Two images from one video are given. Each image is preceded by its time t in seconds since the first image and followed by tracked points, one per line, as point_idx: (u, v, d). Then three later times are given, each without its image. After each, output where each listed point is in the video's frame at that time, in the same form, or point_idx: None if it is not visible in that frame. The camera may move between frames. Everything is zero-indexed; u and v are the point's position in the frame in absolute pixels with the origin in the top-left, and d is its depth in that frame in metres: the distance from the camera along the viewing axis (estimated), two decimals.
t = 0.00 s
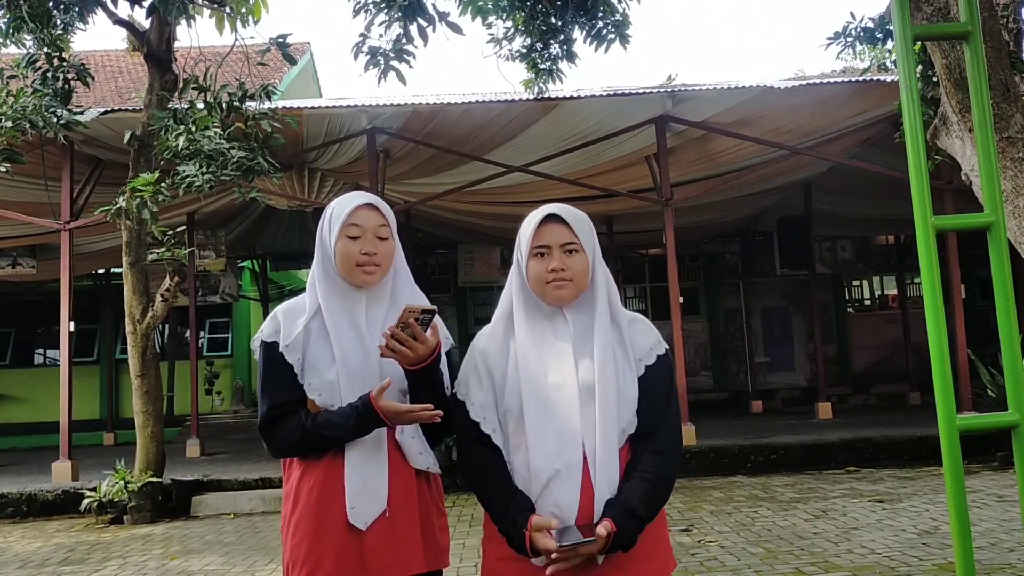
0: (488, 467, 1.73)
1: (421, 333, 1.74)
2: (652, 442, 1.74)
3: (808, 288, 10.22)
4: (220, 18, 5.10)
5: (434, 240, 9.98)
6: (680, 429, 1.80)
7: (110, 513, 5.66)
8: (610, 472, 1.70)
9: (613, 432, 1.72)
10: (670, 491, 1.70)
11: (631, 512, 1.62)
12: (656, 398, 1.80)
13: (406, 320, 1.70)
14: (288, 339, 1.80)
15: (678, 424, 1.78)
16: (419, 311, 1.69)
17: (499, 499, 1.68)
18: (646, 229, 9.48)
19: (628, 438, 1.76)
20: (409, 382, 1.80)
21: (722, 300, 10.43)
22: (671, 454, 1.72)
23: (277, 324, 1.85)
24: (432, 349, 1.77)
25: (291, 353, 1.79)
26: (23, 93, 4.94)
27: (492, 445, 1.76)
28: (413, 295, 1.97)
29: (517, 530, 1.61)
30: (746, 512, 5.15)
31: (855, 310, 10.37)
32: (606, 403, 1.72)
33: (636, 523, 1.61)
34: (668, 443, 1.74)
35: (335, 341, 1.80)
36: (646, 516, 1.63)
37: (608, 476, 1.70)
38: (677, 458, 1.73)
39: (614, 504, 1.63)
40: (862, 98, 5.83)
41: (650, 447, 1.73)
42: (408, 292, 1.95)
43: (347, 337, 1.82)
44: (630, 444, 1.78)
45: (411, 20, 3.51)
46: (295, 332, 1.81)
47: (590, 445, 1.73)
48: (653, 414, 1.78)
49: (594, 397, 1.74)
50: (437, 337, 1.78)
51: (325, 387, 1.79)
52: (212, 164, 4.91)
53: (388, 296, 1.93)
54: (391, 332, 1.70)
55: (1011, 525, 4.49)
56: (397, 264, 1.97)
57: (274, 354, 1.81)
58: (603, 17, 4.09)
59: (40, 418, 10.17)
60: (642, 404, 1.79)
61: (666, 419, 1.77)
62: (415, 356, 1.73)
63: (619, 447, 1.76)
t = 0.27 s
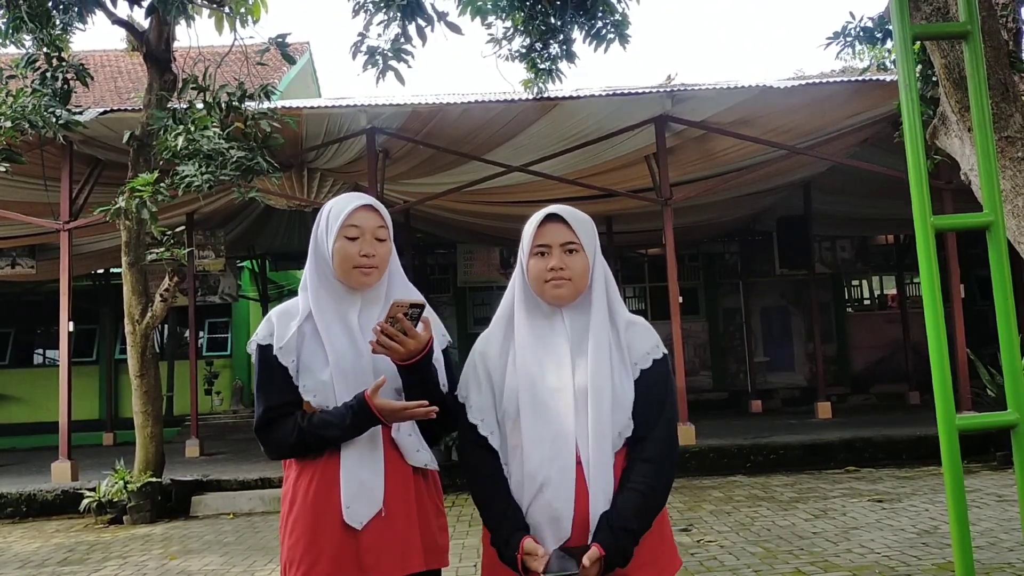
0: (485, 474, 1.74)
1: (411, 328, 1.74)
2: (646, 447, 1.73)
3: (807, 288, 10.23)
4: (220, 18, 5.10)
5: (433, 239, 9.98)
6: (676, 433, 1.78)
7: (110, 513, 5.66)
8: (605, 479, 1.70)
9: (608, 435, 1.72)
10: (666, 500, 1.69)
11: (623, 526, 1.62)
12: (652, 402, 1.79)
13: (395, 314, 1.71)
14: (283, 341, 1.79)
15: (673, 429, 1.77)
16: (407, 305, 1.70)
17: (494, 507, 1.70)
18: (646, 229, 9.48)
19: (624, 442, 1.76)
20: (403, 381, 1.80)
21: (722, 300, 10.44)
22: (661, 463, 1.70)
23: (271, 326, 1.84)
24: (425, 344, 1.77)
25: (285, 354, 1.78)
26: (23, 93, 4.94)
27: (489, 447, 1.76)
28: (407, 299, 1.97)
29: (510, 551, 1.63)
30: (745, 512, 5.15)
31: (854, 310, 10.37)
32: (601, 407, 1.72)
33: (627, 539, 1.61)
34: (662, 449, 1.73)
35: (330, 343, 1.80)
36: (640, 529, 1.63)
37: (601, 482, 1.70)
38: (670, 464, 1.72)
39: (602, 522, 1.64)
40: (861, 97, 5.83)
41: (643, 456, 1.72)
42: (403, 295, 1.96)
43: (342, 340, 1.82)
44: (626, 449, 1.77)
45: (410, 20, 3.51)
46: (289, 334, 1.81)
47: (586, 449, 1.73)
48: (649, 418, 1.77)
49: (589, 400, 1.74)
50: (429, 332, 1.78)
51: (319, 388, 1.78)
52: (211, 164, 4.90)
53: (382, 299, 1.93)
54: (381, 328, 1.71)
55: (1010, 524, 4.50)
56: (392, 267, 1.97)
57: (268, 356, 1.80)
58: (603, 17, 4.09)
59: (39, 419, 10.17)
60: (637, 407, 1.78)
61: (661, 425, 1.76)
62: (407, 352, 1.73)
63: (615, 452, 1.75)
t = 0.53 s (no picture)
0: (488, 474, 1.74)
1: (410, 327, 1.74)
2: (648, 447, 1.74)
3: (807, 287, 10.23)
4: (220, 18, 5.10)
5: (433, 239, 9.97)
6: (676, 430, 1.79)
7: (110, 513, 5.66)
8: (608, 477, 1.71)
9: (610, 434, 1.72)
10: (668, 498, 1.70)
11: (627, 525, 1.62)
12: (652, 400, 1.79)
13: (394, 314, 1.70)
14: (280, 342, 1.80)
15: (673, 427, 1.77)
16: (406, 304, 1.70)
17: (496, 507, 1.70)
18: (645, 229, 9.48)
19: (626, 441, 1.76)
20: (402, 381, 1.80)
21: (722, 300, 10.44)
22: (663, 461, 1.71)
23: (268, 327, 1.84)
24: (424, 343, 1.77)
25: (282, 356, 1.78)
26: (23, 93, 4.94)
27: (489, 446, 1.76)
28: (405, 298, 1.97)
29: (518, 553, 1.63)
30: (745, 511, 5.14)
31: (854, 310, 10.37)
32: (602, 407, 1.72)
33: (632, 538, 1.62)
34: (663, 447, 1.73)
35: (326, 345, 1.80)
36: (644, 529, 1.63)
37: (605, 480, 1.70)
38: (671, 462, 1.73)
39: (610, 522, 1.64)
40: (860, 97, 5.84)
41: (645, 455, 1.73)
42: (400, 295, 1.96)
43: (338, 341, 1.82)
44: (627, 447, 1.77)
45: (409, 19, 3.51)
46: (286, 336, 1.81)
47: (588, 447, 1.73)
48: (650, 416, 1.77)
49: (590, 399, 1.74)
50: (427, 332, 1.78)
51: (317, 389, 1.78)
52: (211, 164, 4.90)
53: (379, 298, 1.93)
54: (380, 327, 1.71)
55: (1010, 524, 4.50)
56: (389, 266, 1.97)
57: (265, 357, 1.81)
58: (603, 16, 4.09)
59: (39, 419, 10.16)
60: (638, 405, 1.79)
61: (662, 423, 1.76)
62: (405, 351, 1.73)
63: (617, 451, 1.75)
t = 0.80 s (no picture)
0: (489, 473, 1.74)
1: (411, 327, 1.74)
2: (648, 446, 1.74)
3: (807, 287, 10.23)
4: (219, 18, 5.10)
5: (433, 239, 9.97)
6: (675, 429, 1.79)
7: (110, 514, 5.66)
8: (611, 476, 1.70)
9: (611, 433, 1.72)
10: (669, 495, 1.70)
11: (631, 523, 1.62)
12: (651, 400, 1.79)
13: (395, 315, 1.70)
14: (279, 343, 1.80)
15: (672, 427, 1.78)
16: (407, 306, 1.69)
17: (496, 503, 1.70)
18: (645, 229, 9.48)
19: (626, 440, 1.76)
20: (403, 381, 1.80)
21: (722, 300, 10.44)
22: (663, 459, 1.72)
23: (268, 328, 1.84)
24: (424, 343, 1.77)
25: (282, 357, 1.78)
26: (23, 93, 4.94)
27: (488, 446, 1.76)
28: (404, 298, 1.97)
29: (525, 547, 1.62)
30: (745, 511, 5.15)
31: (855, 310, 10.37)
32: (603, 406, 1.72)
33: (636, 535, 1.62)
34: (663, 446, 1.74)
35: (326, 345, 1.80)
36: (647, 526, 1.63)
37: (607, 479, 1.70)
38: (671, 461, 1.73)
39: (614, 518, 1.64)
40: (860, 97, 5.84)
41: (646, 453, 1.73)
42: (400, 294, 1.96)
43: (338, 341, 1.82)
44: (628, 446, 1.77)
45: (409, 20, 3.51)
46: (286, 337, 1.81)
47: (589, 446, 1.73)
48: (649, 415, 1.78)
49: (591, 400, 1.74)
50: (427, 333, 1.78)
51: (317, 390, 1.78)
52: (211, 164, 4.90)
53: (378, 298, 1.93)
54: (381, 328, 1.71)
55: (1010, 524, 4.50)
56: (389, 266, 1.97)
57: (265, 358, 1.81)
58: (602, 17, 4.09)
59: (39, 419, 10.16)
60: (637, 405, 1.79)
61: (661, 422, 1.77)
62: (406, 352, 1.73)
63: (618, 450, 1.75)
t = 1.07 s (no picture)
0: (485, 472, 1.74)
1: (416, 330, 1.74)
2: (644, 445, 1.74)
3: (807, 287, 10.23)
4: (219, 18, 5.10)
5: (433, 239, 9.97)
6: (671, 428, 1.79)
7: (110, 513, 5.66)
8: (607, 475, 1.70)
9: (607, 432, 1.72)
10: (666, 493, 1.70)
11: (626, 520, 1.62)
12: (647, 399, 1.80)
13: (400, 317, 1.71)
14: (282, 342, 1.80)
15: (668, 426, 1.78)
16: (411, 308, 1.70)
17: (490, 502, 1.70)
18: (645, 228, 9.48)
19: (622, 438, 1.76)
20: (405, 382, 1.81)
21: (722, 299, 10.44)
22: (659, 457, 1.72)
23: (270, 327, 1.84)
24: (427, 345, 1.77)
25: (284, 356, 1.79)
26: (23, 93, 4.94)
27: (484, 446, 1.76)
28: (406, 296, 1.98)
29: (522, 548, 1.62)
30: (745, 511, 5.15)
31: (855, 309, 10.38)
32: (599, 405, 1.72)
33: (632, 533, 1.61)
34: (659, 445, 1.74)
35: (328, 344, 1.80)
36: (643, 524, 1.63)
37: (603, 477, 1.70)
38: (667, 459, 1.73)
39: (608, 517, 1.64)
40: (860, 96, 5.84)
41: (642, 451, 1.73)
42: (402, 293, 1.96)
43: (341, 340, 1.82)
44: (624, 445, 1.77)
45: (410, 19, 3.51)
46: (288, 336, 1.81)
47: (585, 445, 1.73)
48: (645, 414, 1.78)
49: (586, 399, 1.75)
50: (431, 335, 1.78)
51: (319, 389, 1.78)
52: (211, 164, 4.90)
53: (380, 296, 1.93)
54: (385, 330, 1.71)
55: (1010, 523, 4.50)
56: (391, 265, 1.97)
57: (267, 357, 1.81)
58: (602, 16, 4.08)
59: (39, 419, 10.16)
60: (633, 404, 1.79)
61: (657, 421, 1.77)
62: (410, 354, 1.74)
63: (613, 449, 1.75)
